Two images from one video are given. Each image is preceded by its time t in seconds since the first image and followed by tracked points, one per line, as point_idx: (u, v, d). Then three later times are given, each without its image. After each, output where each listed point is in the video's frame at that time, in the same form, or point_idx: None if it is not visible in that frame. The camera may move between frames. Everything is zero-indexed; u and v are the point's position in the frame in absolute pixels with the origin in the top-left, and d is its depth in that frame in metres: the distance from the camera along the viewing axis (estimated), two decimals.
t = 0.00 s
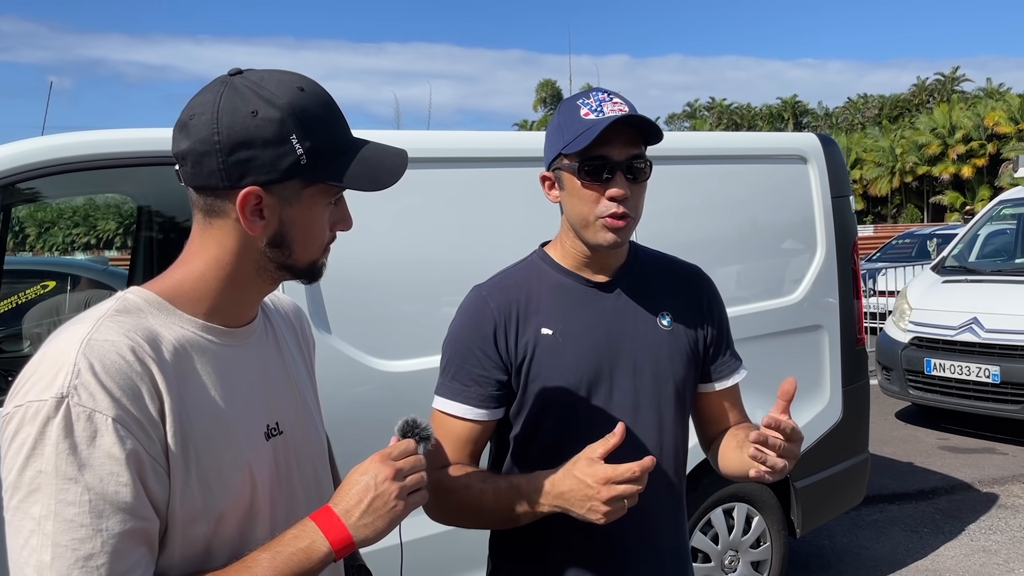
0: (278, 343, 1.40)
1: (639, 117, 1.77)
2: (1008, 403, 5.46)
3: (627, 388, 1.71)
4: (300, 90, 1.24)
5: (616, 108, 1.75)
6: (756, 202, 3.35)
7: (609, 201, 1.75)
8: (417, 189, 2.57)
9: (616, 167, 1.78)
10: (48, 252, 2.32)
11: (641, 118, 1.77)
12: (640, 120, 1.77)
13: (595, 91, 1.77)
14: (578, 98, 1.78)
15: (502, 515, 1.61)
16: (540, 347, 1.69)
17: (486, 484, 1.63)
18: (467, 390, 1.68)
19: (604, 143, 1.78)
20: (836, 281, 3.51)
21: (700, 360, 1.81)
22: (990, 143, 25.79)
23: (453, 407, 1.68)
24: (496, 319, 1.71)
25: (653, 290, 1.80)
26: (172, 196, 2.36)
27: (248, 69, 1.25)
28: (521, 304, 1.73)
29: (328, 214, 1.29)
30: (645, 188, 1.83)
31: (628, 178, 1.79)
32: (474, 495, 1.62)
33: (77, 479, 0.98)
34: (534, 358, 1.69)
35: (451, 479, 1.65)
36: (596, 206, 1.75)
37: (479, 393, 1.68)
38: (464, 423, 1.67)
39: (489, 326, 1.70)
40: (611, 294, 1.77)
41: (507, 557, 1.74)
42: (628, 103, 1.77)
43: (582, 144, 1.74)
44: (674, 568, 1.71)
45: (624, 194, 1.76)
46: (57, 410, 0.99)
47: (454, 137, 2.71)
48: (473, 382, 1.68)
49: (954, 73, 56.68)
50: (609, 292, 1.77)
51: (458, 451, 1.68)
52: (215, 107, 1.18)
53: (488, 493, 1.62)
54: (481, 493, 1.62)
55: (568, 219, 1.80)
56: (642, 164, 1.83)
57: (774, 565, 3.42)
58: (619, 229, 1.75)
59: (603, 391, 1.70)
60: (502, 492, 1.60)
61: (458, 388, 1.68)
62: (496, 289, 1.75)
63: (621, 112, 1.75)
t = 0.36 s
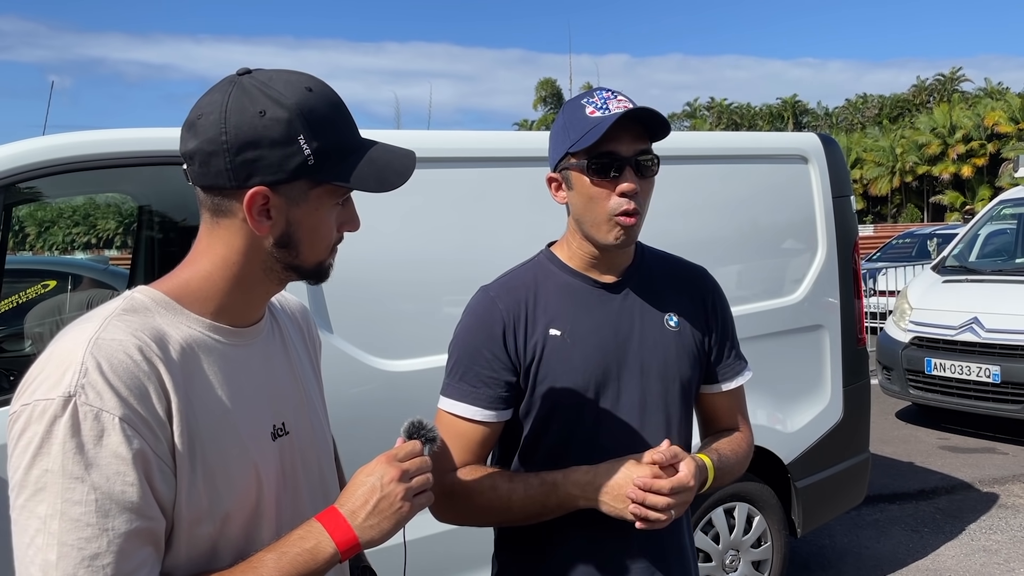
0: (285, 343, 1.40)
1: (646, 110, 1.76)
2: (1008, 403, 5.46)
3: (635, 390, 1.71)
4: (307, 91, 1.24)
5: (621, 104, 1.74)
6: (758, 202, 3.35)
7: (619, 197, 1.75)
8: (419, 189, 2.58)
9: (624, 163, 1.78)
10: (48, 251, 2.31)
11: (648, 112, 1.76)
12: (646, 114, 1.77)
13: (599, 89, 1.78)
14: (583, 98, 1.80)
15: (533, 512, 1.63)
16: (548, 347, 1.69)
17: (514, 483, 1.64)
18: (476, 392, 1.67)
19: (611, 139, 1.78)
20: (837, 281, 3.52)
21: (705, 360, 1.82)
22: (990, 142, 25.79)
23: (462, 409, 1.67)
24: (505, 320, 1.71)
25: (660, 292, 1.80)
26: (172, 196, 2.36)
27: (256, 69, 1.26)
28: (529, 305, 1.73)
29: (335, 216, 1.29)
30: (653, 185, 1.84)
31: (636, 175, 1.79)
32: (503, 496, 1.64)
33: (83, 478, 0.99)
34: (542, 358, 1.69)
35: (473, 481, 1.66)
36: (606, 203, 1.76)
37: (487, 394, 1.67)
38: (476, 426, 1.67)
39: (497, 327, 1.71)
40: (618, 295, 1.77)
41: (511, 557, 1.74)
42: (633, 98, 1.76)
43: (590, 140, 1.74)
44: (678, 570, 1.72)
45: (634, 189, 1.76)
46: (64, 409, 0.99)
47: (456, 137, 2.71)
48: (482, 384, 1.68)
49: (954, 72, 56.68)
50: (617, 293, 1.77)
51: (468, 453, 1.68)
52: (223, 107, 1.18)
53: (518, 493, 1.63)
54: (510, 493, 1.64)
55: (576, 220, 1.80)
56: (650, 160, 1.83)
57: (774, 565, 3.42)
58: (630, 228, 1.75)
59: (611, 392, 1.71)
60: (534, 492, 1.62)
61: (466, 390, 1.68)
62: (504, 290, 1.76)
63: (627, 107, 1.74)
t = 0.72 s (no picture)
0: (294, 341, 1.40)
1: (629, 99, 1.76)
2: (1009, 403, 5.46)
3: (639, 388, 1.71)
4: (316, 86, 1.24)
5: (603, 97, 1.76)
6: (759, 201, 3.35)
7: (612, 187, 1.75)
8: (421, 188, 2.58)
9: (614, 154, 1.77)
10: (48, 251, 2.31)
11: (631, 100, 1.77)
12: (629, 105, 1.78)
13: (586, 89, 1.79)
14: (572, 98, 1.81)
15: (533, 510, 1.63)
16: (551, 346, 1.69)
17: (514, 482, 1.64)
18: (479, 391, 1.68)
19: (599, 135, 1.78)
20: (839, 280, 3.52)
21: (710, 359, 1.81)
22: (990, 142, 25.79)
23: (466, 408, 1.68)
24: (508, 319, 1.71)
25: (665, 291, 1.80)
26: (172, 195, 2.36)
27: (265, 65, 1.26)
28: (533, 304, 1.73)
29: (344, 212, 1.29)
30: (646, 174, 1.81)
31: (628, 164, 1.78)
32: (502, 494, 1.64)
33: (89, 473, 0.99)
34: (545, 357, 1.69)
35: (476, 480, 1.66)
36: (600, 196, 1.75)
37: (491, 393, 1.68)
38: (480, 425, 1.68)
39: (501, 326, 1.71)
40: (621, 293, 1.77)
41: (516, 556, 1.74)
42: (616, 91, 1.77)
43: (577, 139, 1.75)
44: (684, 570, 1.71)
45: (626, 178, 1.75)
46: (70, 404, 0.99)
47: (458, 137, 2.71)
48: (486, 383, 1.68)
49: (955, 71, 56.60)
50: (620, 291, 1.77)
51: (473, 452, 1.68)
52: (232, 102, 1.18)
53: (517, 491, 1.63)
54: (509, 491, 1.64)
55: (576, 217, 1.80)
56: (642, 151, 1.80)
57: (777, 564, 3.42)
58: (627, 216, 1.75)
59: (615, 390, 1.70)
60: (533, 490, 1.62)
61: (471, 389, 1.68)
62: (507, 289, 1.76)
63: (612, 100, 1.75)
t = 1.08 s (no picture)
0: (296, 340, 1.39)
1: (626, 111, 1.75)
2: (1011, 402, 5.45)
3: (638, 387, 1.71)
4: (310, 81, 1.23)
5: (602, 104, 1.73)
6: (759, 201, 3.34)
7: (607, 197, 1.74)
8: (422, 187, 2.57)
9: (610, 163, 1.78)
10: (48, 251, 2.30)
11: (628, 113, 1.75)
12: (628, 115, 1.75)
13: (582, 91, 1.76)
14: (567, 99, 1.77)
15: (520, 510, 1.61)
16: (548, 345, 1.69)
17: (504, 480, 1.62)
18: (478, 390, 1.67)
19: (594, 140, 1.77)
20: (841, 279, 3.51)
21: (711, 357, 1.79)
22: (990, 142, 25.80)
23: (465, 406, 1.68)
24: (505, 319, 1.71)
25: (664, 289, 1.79)
26: (172, 195, 2.35)
27: (259, 61, 1.25)
28: (531, 304, 1.72)
29: (342, 208, 1.28)
30: (642, 183, 1.82)
31: (622, 173, 1.78)
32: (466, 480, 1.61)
33: (88, 471, 0.98)
34: (542, 356, 1.69)
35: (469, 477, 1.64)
36: (595, 204, 1.75)
37: (489, 392, 1.67)
38: (477, 422, 1.67)
39: (498, 326, 1.70)
40: (619, 291, 1.76)
41: (519, 556, 1.73)
42: (615, 96, 1.74)
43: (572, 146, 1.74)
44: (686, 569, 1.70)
45: (621, 189, 1.75)
46: (67, 402, 0.98)
47: (458, 135, 2.70)
48: (484, 381, 1.68)
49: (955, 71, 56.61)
50: (618, 290, 1.76)
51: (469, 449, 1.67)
52: (226, 100, 1.18)
53: (475, 476, 1.60)
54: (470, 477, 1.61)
55: (571, 219, 1.79)
56: (637, 158, 1.82)
57: (779, 564, 3.41)
58: (620, 225, 1.74)
59: (613, 390, 1.71)
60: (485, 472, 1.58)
61: (470, 388, 1.68)
62: (505, 289, 1.75)
63: (609, 108, 1.73)
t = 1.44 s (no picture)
0: (292, 339, 1.38)
1: (628, 122, 1.71)
2: (1012, 402, 5.44)
3: (638, 388, 1.69)
4: (307, 77, 1.21)
5: (605, 113, 1.70)
6: (760, 200, 3.32)
7: (606, 210, 1.72)
8: (422, 185, 2.55)
9: (609, 174, 1.75)
10: (48, 251, 2.28)
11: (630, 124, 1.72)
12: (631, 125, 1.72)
13: (584, 95, 1.72)
14: (568, 102, 1.75)
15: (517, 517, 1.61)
16: (547, 346, 1.67)
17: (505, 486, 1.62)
18: (476, 391, 1.66)
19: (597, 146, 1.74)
20: (843, 278, 3.49)
21: (711, 358, 1.78)
22: (991, 141, 25.78)
23: (463, 407, 1.67)
24: (503, 321, 1.69)
25: (664, 288, 1.77)
26: (173, 194, 2.34)
27: (256, 57, 1.24)
28: (531, 304, 1.71)
29: (339, 205, 1.26)
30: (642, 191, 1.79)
31: (621, 183, 1.75)
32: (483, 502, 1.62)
33: (80, 471, 0.96)
34: (541, 358, 1.67)
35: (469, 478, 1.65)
36: (593, 215, 1.72)
37: (487, 393, 1.66)
38: (477, 424, 1.66)
39: (497, 327, 1.69)
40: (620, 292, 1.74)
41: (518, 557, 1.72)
42: (619, 104, 1.71)
43: (572, 154, 1.71)
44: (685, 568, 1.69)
45: (619, 202, 1.72)
46: (59, 401, 0.96)
47: (458, 134, 2.68)
48: (482, 383, 1.67)
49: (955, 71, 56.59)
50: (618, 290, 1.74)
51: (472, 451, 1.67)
52: (222, 95, 1.16)
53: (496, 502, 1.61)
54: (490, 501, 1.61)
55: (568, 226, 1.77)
56: (638, 166, 1.78)
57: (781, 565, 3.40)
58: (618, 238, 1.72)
59: (612, 391, 1.68)
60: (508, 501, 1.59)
61: (467, 389, 1.67)
62: (503, 289, 1.73)
63: (609, 117, 1.70)
